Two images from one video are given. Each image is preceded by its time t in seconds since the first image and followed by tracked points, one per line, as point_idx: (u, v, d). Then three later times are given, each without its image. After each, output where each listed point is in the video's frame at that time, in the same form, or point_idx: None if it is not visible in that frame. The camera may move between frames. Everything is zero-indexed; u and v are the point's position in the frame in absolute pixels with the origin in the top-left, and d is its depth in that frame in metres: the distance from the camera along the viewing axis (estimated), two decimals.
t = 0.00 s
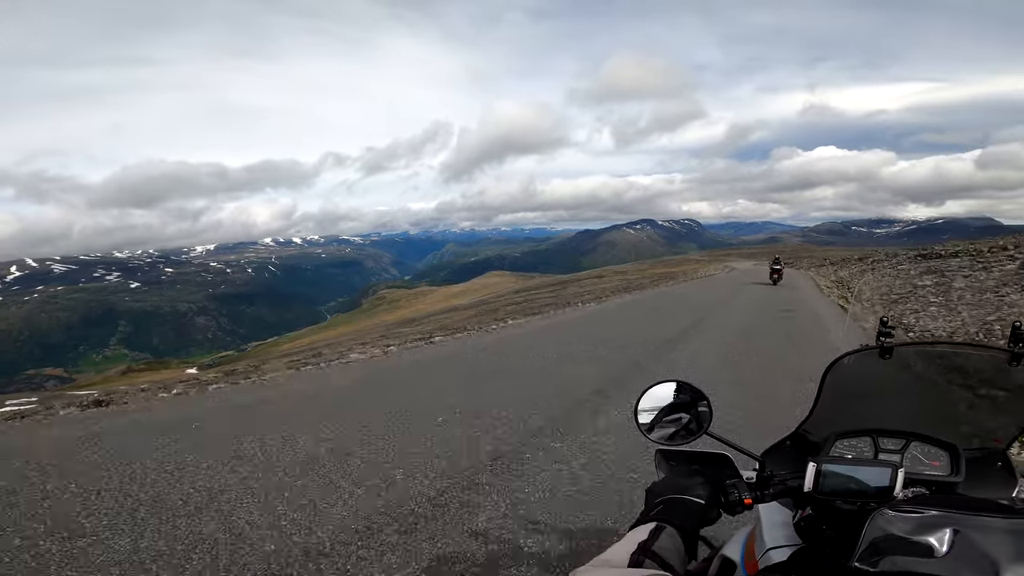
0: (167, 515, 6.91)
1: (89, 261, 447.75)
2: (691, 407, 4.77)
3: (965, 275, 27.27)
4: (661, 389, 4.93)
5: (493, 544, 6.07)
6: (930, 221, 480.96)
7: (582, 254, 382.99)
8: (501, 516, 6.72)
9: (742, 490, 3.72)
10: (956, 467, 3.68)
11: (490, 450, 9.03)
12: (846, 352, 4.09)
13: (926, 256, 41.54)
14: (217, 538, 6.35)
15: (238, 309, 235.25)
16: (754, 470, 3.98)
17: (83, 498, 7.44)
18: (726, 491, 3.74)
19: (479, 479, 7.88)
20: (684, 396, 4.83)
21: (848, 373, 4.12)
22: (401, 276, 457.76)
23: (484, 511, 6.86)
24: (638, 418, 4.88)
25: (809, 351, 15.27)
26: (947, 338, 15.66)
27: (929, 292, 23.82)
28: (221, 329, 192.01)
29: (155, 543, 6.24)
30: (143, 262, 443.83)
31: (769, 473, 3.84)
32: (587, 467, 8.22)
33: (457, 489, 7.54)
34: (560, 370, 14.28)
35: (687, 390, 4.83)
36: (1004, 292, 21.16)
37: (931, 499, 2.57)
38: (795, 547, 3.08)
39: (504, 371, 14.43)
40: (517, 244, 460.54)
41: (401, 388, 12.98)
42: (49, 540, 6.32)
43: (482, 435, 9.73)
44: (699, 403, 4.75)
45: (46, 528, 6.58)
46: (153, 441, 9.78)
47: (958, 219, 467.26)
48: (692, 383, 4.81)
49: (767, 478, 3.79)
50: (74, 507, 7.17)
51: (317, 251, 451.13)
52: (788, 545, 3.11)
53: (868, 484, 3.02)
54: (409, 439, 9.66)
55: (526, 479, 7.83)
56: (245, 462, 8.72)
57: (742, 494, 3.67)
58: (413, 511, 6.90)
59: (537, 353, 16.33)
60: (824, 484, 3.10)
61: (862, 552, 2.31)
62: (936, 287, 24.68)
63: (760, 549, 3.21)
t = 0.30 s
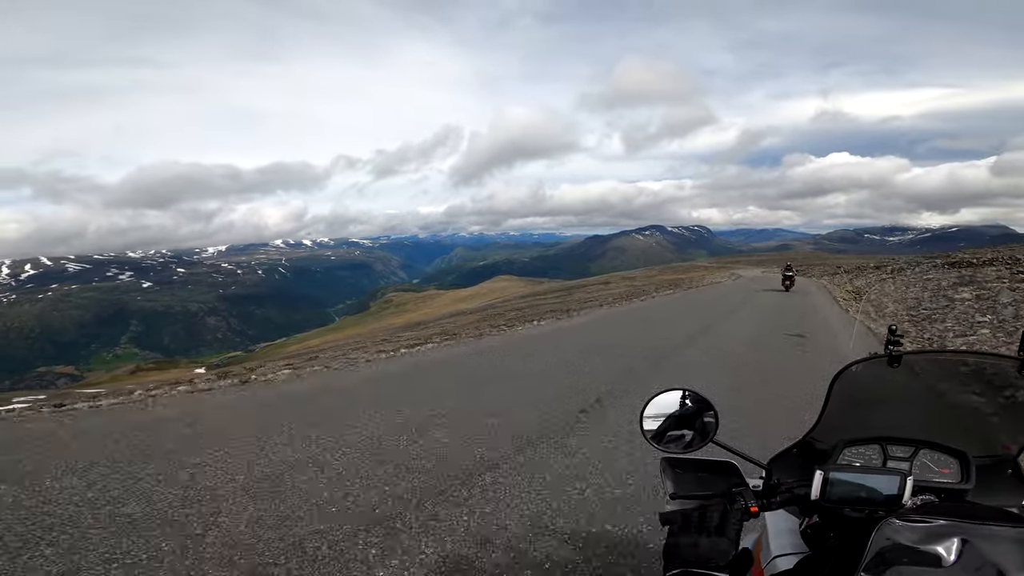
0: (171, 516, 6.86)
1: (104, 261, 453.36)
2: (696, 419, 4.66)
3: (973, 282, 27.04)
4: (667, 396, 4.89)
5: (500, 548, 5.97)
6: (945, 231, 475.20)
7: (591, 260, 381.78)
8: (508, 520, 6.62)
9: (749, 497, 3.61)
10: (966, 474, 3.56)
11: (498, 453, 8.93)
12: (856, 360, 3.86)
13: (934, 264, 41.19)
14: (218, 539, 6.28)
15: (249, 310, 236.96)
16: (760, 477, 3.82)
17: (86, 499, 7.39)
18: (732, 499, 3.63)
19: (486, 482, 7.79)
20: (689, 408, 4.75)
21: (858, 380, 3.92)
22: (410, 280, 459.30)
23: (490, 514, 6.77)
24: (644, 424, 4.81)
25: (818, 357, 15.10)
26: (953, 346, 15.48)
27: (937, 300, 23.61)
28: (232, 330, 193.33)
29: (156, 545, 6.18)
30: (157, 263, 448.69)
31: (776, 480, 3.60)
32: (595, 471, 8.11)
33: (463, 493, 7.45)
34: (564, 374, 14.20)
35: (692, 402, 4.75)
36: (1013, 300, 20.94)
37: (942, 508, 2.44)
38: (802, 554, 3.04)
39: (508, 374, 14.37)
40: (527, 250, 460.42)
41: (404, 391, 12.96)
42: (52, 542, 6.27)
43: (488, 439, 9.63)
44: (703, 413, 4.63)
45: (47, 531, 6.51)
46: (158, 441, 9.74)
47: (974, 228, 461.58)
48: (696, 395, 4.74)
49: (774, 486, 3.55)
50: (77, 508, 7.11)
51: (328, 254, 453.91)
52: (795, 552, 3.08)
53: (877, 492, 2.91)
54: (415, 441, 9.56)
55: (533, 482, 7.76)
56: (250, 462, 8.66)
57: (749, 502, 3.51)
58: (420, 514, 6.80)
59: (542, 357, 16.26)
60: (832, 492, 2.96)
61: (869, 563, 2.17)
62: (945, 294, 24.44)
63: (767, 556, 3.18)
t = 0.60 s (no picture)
0: (168, 523, 6.78)
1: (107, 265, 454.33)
2: (696, 418, 4.63)
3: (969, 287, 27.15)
4: (671, 393, 4.80)
5: (504, 550, 5.92)
6: (949, 235, 473.73)
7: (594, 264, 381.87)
8: (510, 522, 6.56)
9: (750, 493, 3.40)
10: (964, 470, 3.55)
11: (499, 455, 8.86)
12: (856, 358, 3.84)
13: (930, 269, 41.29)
14: (216, 546, 6.20)
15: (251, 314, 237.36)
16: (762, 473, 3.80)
17: (83, 506, 7.30)
18: (733, 494, 3.40)
19: (488, 484, 7.72)
20: (690, 407, 4.68)
21: (858, 378, 3.88)
22: (413, 284, 459.68)
23: (492, 517, 6.71)
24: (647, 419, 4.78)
25: (817, 360, 15.11)
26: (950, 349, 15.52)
27: (937, 304, 23.58)
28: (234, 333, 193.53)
29: (153, 553, 6.09)
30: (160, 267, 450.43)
31: (778, 476, 3.47)
32: (598, 472, 8.05)
33: (465, 495, 7.38)
34: (566, 376, 14.21)
35: (694, 401, 4.69)
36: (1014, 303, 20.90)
37: (943, 503, 2.42)
38: (803, 550, 3.00)
39: (510, 377, 14.36)
40: (529, 254, 460.36)
41: (407, 393, 12.98)
42: (47, 551, 6.18)
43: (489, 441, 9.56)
44: (705, 412, 4.60)
45: (41, 539, 6.42)
46: (155, 446, 9.65)
47: (977, 232, 460.58)
48: (699, 393, 4.68)
49: (775, 481, 3.43)
50: (73, 515, 7.02)
51: (331, 258, 455.00)
52: (796, 548, 3.04)
53: (876, 488, 2.84)
54: (415, 444, 9.49)
55: (535, 484, 7.70)
56: (249, 466, 8.59)
57: (750, 498, 3.35)
58: (421, 517, 6.74)
59: (544, 360, 16.27)
60: (832, 488, 2.91)
61: (871, 557, 2.14)
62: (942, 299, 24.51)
63: (768, 552, 3.15)
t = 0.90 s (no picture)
0: (160, 530, 6.69)
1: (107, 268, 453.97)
2: (692, 421, 4.57)
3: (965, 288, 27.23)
4: (667, 396, 4.74)
5: (500, 554, 5.87)
6: (948, 237, 474.12)
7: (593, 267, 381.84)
8: (507, 526, 6.51)
9: (744, 497, 3.34)
10: (957, 476, 3.55)
11: (496, 459, 8.80)
12: (847, 365, 3.76)
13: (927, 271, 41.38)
14: (209, 553, 6.12)
15: (251, 317, 237.17)
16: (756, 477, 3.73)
17: (74, 514, 7.20)
18: (726, 499, 3.34)
19: (484, 488, 7.65)
20: (686, 411, 4.64)
21: (851, 384, 3.82)
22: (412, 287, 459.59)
23: (489, 521, 6.66)
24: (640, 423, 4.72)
25: (814, 362, 15.07)
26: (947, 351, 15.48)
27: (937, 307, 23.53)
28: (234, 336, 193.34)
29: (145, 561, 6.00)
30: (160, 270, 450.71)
31: (771, 480, 3.43)
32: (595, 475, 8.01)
33: (461, 499, 7.32)
34: (564, 379, 14.17)
35: (690, 405, 4.65)
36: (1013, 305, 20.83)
37: (935, 508, 2.39)
38: (796, 554, 2.96)
39: (509, 380, 14.34)
40: (529, 257, 460.33)
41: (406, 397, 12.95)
42: (36, 561, 6.08)
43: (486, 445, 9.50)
44: (701, 416, 4.55)
45: (32, 548, 6.35)
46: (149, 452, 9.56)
47: (976, 234, 461.10)
48: (695, 397, 4.64)
49: (768, 486, 3.39)
50: (63, 525, 6.92)
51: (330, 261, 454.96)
52: (788, 552, 3.00)
53: (868, 493, 2.80)
54: (411, 448, 9.41)
55: (532, 487, 7.64)
56: (243, 472, 8.51)
57: (744, 502, 3.29)
58: (417, 522, 6.68)
59: (543, 364, 16.24)
60: (824, 493, 2.87)
61: (860, 563, 2.18)
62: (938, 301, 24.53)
63: (761, 556, 3.10)
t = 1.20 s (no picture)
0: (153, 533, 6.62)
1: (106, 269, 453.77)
2: (691, 424, 4.55)
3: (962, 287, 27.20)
4: (665, 399, 4.70)
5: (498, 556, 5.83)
6: (948, 238, 473.96)
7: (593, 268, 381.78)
8: (505, 528, 6.46)
9: (738, 499, 3.32)
10: (951, 481, 3.54)
11: (493, 461, 8.74)
12: (842, 371, 3.72)
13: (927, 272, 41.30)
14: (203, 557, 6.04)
15: (250, 318, 237.13)
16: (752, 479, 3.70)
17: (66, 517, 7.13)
18: (721, 500, 3.32)
19: (481, 490, 7.59)
20: (686, 412, 4.61)
21: (847, 389, 3.79)
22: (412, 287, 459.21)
23: (486, 523, 6.60)
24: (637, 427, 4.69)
25: (813, 363, 15.04)
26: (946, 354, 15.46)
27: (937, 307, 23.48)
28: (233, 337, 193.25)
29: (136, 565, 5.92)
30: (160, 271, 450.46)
31: (766, 483, 3.40)
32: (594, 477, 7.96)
33: (459, 501, 7.27)
34: (563, 381, 14.12)
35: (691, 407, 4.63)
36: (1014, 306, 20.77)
37: (927, 511, 2.44)
38: (790, 557, 2.95)
39: (508, 381, 14.31)
40: (529, 257, 460.21)
41: (404, 399, 12.91)
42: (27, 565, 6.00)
43: (483, 446, 9.44)
44: (700, 419, 4.52)
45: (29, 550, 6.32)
46: (144, 454, 9.50)
47: (976, 235, 461.40)
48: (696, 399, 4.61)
49: (763, 488, 3.37)
50: (55, 529, 6.83)
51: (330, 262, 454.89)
52: (783, 555, 2.98)
53: (861, 497, 2.78)
54: (408, 450, 9.35)
55: (530, 489, 7.59)
56: (238, 474, 8.44)
57: (739, 504, 3.26)
58: (413, 525, 6.60)
59: (542, 365, 16.21)
60: (819, 496, 2.85)
61: (850, 565, 2.25)
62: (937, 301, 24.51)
63: (755, 558, 3.09)
